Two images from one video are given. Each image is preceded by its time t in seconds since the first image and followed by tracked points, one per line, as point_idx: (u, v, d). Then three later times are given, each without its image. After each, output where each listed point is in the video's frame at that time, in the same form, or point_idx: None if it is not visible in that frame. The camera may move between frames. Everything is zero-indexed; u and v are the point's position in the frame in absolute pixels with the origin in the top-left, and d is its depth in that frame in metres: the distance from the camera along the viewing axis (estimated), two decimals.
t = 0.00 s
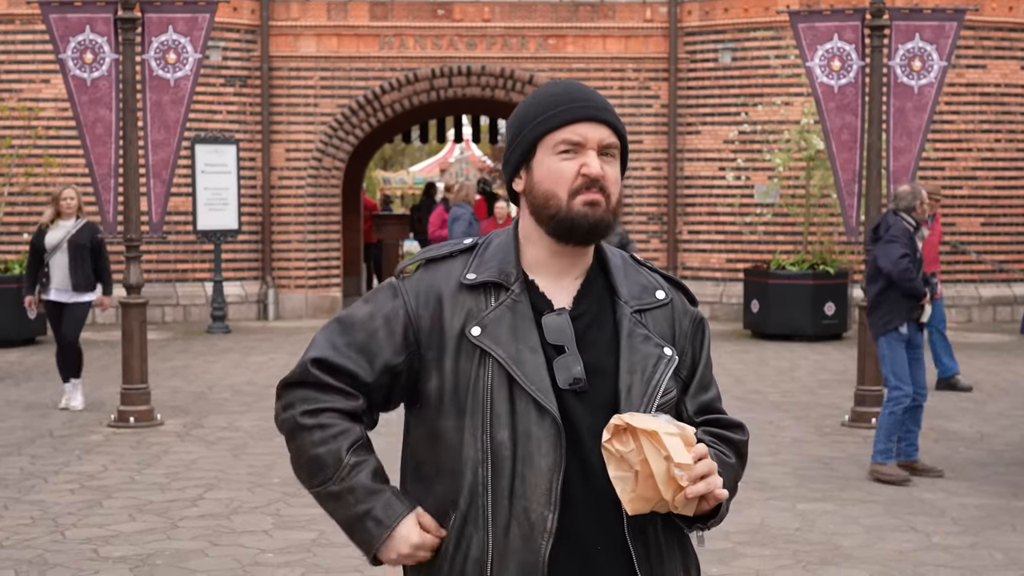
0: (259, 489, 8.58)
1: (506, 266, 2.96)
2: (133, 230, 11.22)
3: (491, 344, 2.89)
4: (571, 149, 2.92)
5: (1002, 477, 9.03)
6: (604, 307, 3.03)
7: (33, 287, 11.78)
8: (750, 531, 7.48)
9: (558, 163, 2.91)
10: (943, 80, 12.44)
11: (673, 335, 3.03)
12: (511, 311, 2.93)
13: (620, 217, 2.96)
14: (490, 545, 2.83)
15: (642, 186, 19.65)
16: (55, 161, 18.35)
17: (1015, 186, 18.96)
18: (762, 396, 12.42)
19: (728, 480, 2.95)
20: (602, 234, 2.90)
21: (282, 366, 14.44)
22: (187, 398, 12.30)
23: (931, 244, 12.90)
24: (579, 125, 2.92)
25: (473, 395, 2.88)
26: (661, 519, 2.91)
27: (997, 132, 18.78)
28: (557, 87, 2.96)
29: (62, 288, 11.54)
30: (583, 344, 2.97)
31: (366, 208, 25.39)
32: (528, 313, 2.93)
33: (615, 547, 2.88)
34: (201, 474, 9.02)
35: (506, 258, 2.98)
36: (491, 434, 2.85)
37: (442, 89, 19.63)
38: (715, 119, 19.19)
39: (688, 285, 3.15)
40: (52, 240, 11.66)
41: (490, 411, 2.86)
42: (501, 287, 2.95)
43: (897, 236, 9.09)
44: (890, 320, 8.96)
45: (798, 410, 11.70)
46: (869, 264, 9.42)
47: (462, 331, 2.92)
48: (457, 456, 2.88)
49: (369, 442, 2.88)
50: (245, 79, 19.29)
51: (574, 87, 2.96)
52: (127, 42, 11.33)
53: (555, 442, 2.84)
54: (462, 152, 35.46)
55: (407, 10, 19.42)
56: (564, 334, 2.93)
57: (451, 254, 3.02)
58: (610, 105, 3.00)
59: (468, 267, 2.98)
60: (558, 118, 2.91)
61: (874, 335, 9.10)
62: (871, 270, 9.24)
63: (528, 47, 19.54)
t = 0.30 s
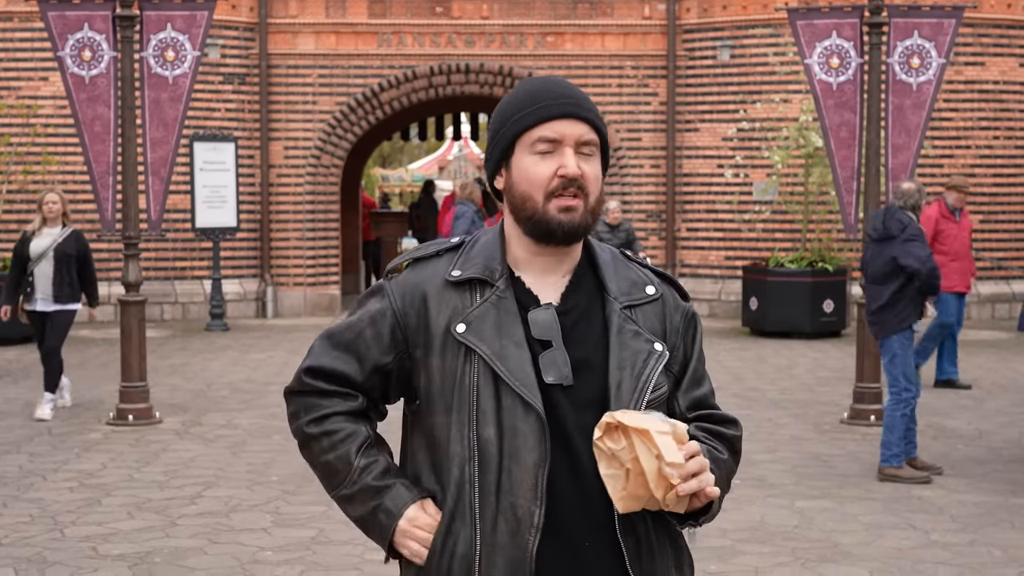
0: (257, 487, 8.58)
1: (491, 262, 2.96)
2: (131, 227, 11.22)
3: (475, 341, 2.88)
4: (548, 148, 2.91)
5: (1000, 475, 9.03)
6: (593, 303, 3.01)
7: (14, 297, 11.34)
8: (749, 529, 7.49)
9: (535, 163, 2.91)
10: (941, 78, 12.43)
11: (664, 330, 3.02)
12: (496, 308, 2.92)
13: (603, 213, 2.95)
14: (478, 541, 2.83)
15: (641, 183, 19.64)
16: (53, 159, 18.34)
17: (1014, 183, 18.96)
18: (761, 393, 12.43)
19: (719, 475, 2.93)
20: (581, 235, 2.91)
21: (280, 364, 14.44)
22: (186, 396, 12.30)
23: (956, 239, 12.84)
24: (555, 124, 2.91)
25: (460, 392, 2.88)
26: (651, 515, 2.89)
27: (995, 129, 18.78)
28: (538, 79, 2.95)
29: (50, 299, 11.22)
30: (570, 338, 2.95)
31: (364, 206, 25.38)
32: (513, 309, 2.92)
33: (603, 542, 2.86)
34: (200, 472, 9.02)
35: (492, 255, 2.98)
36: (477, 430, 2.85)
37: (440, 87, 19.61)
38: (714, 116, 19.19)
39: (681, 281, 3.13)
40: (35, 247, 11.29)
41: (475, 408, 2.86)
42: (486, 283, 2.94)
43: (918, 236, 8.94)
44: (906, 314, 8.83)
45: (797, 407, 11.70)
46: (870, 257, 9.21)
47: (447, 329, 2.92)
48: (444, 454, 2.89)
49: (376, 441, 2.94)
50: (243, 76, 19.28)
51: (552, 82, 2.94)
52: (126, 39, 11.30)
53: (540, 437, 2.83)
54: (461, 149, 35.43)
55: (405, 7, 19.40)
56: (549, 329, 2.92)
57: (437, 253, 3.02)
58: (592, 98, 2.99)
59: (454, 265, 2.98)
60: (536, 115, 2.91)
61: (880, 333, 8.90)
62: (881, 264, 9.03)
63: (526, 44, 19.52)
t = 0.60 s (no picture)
0: (256, 488, 8.57)
1: (480, 268, 2.94)
2: (130, 228, 11.21)
3: (464, 347, 2.87)
4: (531, 152, 2.90)
5: (1000, 475, 9.02)
6: (583, 303, 2.99)
7: None
8: (749, 530, 7.48)
9: (520, 168, 2.90)
10: (940, 78, 12.45)
11: (658, 329, 2.99)
12: (485, 313, 2.90)
13: (591, 215, 2.94)
14: (468, 547, 2.81)
15: (640, 184, 19.63)
16: (52, 160, 18.34)
17: (1013, 184, 18.97)
18: (760, 394, 12.43)
19: (707, 475, 2.92)
20: (565, 238, 2.89)
21: (279, 365, 14.43)
22: (185, 397, 12.29)
23: (985, 243, 12.95)
24: (537, 128, 2.90)
25: (451, 400, 2.87)
26: (638, 516, 2.86)
27: (995, 130, 18.78)
28: (522, 83, 2.94)
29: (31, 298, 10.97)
30: (558, 341, 2.94)
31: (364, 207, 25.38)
32: (502, 314, 2.91)
33: (592, 543, 2.84)
34: (199, 473, 9.02)
35: (481, 260, 2.96)
36: (465, 436, 2.84)
37: (440, 88, 19.61)
38: (713, 117, 19.19)
39: (676, 277, 3.11)
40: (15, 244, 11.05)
41: (465, 414, 2.85)
42: (475, 289, 2.92)
43: (927, 238, 9.00)
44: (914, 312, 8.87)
45: (796, 408, 11.70)
46: (869, 255, 9.16)
47: (438, 336, 2.91)
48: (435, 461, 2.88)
49: (378, 457, 2.93)
50: (243, 78, 19.28)
51: (539, 84, 2.93)
52: (125, 40, 11.29)
53: (528, 441, 2.81)
54: (460, 150, 35.42)
55: (404, 8, 19.40)
56: (538, 332, 2.90)
57: (429, 260, 3.01)
58: (578, 99, 2.97)
59: (444, 272, 2.97)
60: (518, 120, 2.90)
61: (886, 333, 8.86)
62: (888, 264, 9.01)
63: (526, 45, 19.51)
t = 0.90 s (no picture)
0: (257, 487, 8.57)
1: (494, 258, 2.94)
2: (131, 228, 11.21)
3: (471, 336, 2.86)
4: (549, 150, 2.90)
5: (1001, 476, 9.02)
6: (597, 304, 2.99)
7: None
8: (749, 530, 7.48)
9: (537, 165, 2.89)
10: (942, 78, 12.44)
11: (671, 335, 2.99)
12: (494, 304, 2.90)
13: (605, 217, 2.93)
14: (455, 535, 2.81)
15: (641, 184, 19.62)
16: (53, 159, 18.35)
17: (1014, 184, 18.96)
18: (760, 394, 12.42)
19: (714, 484, 2.87)
20: (579, 240, 2.90)
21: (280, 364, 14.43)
22: (185, 396, 12.29)
23: None
24: (556, 126, 2.89)
25: (451, 387, 2.86)
26: (647, 524, 2.86)
27: (996, 131, 18.78)
28: (547, 81, 2.93)
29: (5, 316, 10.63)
30: (569, 339, 2.93)
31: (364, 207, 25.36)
32: (510, 306, 2.90)
33: (587, 540, 2.84)
34: (200, 473, 9.01)
35: (496, 251, 2.96)
36: (464, 424, 2.83)
37: (441, 87, 19.61)
38: (714, 117, 19.19)
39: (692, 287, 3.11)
40: None
41: (464, 402, 2.84)
42: (487, 278, 2.92)
43: (923, 236, 8.97)
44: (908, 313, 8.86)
45: (796, 408, 11.70)
46: (866, 250, 9.13)
47: (444, 322, 2.90)
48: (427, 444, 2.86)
49: (350, 403, 2.86)
50: (244, 77, 19.28)
51: (564, 81, 2.92)
52: (126, 40, 11.28)
53: (526, 434, 2.81)
54: (461, 150, 35.41)
55: (405, 8, 19.39)
56: (549, 328, 2.89)
57: (446, 244, 3.00)
58: (603, 102, 2.96)
59: (459, 257, 2.96)
60: (539, 118, 2.89)
61: (880, 332, 8.88)
62: (884, 261, 8.99)
63: (527, 45, 19.51)
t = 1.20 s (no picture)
0: (256, 492, 8.57)
1: (496, 261, 2.95)
2: (130, 232, 11.20)
3: (473, 338, 2.87)
4: (547, 154, 2.90)
5: (1000, 480, 9.02)
6: (598, 308, 2.99)
7: None
8: (749, 534, 7.48)
9: (534, 169, 2.90)
10: (940, 83, 12.43)
11: (672, 340, 2.99)
12: (496, 307, 2.91)
13: (604, 220, 2.93)
14: (462, 538, 2.82)
15: (639, 188, 19.60)
16: (52, 164, 18.36)
17: (1013, 188, 18.97)
18: (760, 398, 12.43)
19: (714, 489, 2.87)
20: (579, 242, 2.89)
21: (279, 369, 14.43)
22: (185, 401, 12.29)
23: None
24: (553, 130, 2.90)
25: (454, 390, 2.87)
26: (647, 528, 2.86)
27: (994, 134, 18.79)
28: (546, 86, 2.93)
29: None
30: (570, 343, 2.93)
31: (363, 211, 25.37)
32: (513, 310, 2.91)
33: (591, 544, 2.84)
34: (199, 477, 9.01)
35: (497, 255, 2.96)
36: (468, 427, 2.84)
37: (439, 91, 19.63)
38: (713, 121, 19.22)
39: (694, 292, 3.10)
40: None
41: (469, 404, 2.85)
42: (489, 281, 2.93)
43: (921, 241, 8.98)
44: (904, 317, 8.87)
45: (795, 412, 11.71)
46: (864, 254, 9.13)
47: (448, 325, 2.91)
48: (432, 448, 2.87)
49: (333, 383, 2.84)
50: (242, 81, 19.29)
51: (564, 85, 2.93)
52: (125, 45, 11.29)
53: (530, 437, 2.81)
54: (460, 154, 35.41)
55: (403, 12, 19.41)
56: (550, 332, 2.90)
57: (447, 251, 3.01)
58: (602, 106, 2.96)
59: (460, 262, 2.97)
60: (537, 121, 2.89)
61: (879, 335, 8.88)
62: (882, 265, 8.99)
63: (525, 49, 19.52)
